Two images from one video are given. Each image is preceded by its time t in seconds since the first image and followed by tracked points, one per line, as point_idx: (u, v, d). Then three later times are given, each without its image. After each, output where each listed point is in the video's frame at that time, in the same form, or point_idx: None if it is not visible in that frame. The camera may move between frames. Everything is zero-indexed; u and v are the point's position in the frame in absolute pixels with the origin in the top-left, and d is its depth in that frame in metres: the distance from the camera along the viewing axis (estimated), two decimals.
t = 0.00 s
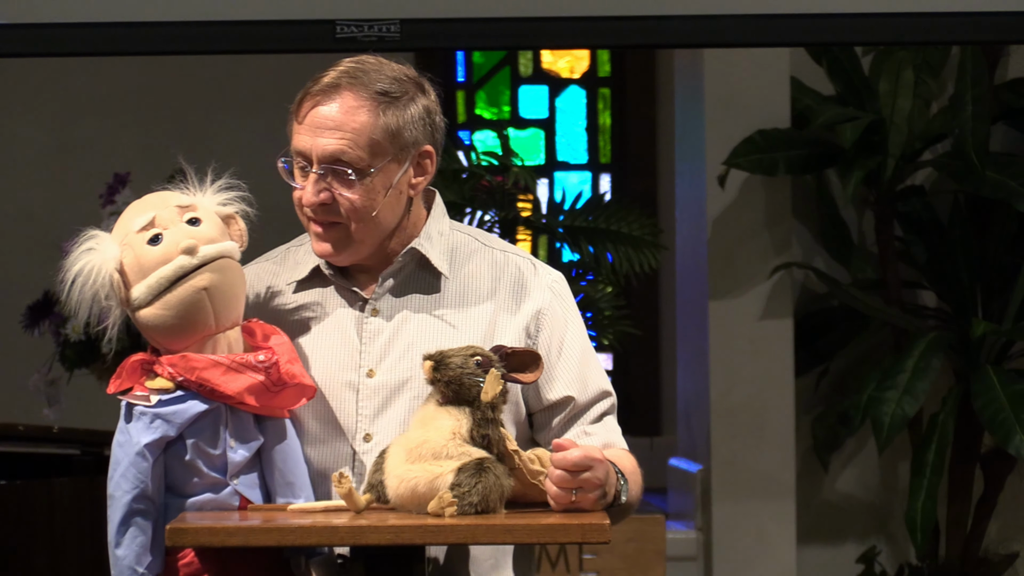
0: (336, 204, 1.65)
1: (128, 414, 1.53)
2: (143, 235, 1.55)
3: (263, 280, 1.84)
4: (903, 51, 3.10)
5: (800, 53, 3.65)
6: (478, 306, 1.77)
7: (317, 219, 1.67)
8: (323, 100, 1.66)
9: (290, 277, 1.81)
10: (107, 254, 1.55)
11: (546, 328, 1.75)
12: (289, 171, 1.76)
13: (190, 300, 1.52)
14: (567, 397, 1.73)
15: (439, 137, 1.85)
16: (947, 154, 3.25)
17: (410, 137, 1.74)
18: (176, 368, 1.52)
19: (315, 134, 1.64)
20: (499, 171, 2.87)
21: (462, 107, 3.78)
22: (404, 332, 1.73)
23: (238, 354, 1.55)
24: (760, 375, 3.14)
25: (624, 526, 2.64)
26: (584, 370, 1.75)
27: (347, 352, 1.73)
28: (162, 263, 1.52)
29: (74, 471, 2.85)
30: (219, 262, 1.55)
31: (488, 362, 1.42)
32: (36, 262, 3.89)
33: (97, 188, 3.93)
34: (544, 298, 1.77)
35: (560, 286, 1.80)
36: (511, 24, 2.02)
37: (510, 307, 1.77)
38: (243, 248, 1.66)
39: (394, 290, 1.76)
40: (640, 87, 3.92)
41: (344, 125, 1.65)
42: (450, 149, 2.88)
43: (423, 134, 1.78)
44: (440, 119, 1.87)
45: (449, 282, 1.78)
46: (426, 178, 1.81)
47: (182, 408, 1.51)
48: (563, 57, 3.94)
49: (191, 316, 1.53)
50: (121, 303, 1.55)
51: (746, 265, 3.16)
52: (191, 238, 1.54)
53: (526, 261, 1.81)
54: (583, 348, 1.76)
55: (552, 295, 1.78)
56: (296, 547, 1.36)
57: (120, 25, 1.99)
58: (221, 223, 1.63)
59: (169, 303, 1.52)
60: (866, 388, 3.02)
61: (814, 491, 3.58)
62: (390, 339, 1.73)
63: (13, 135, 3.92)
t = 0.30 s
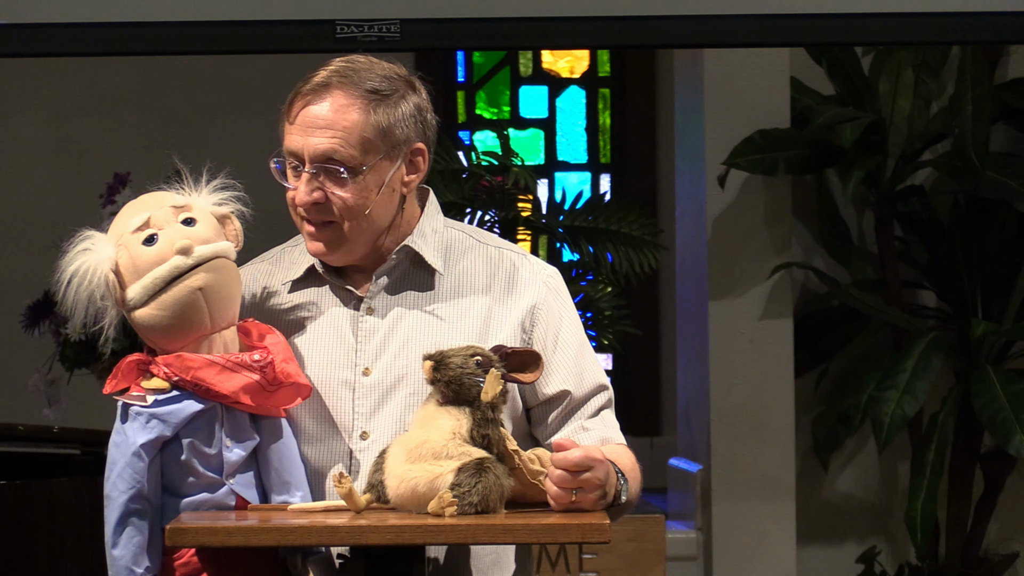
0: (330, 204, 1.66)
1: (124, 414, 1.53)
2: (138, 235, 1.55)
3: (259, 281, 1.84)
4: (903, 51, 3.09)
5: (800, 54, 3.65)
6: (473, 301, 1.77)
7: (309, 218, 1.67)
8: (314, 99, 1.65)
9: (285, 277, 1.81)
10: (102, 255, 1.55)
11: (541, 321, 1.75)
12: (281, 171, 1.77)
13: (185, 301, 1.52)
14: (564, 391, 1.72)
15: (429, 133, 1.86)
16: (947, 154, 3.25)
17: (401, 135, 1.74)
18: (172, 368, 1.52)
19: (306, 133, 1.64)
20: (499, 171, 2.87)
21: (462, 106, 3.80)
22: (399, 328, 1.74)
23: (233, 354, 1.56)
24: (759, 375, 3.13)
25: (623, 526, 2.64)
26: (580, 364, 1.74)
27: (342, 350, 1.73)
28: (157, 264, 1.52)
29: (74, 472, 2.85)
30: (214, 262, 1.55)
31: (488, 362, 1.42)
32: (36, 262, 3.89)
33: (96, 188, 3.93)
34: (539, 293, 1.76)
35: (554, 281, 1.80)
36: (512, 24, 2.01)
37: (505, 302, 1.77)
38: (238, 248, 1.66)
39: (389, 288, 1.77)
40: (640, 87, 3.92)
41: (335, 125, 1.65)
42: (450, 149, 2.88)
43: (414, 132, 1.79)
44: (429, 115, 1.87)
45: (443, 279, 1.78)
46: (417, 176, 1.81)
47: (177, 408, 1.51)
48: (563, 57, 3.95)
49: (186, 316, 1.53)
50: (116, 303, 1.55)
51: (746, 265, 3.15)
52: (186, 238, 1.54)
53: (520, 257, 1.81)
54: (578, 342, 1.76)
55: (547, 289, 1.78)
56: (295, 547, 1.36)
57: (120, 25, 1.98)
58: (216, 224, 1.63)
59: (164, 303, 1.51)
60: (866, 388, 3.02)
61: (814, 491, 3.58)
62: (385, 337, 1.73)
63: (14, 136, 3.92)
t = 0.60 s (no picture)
0: (340, 202, 1.66)
1: (136, 413, 1.53)
2: (152, 235, 1.55)
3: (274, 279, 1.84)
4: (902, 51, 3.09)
5: (800, 54, 3.65)
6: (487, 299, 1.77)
7: (321, 216, 1.67)
8: (324, 98, 1.67)
9: (300, 276, 1.81)
10: (117, 254, 1.55)
11: (555, 319, 1.74)
12: (293, 169, 1.76)
13: (198, 301, 1.52)
14: (577, 389, 1.72)
15: (442, 131, 1.86)
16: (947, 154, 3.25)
17: (411, 132, 1.74)
18: (183, 367, 1.53)
19: (316, 131, 1.64)
20: (499, 171, 2.87)
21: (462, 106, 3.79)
22: (413, 326, 1.74)
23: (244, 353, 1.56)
24: (760, 375, 3.13)
25: (623, 526, 2.64)
26: (595, 362, 1.74)
27: (356, 347, 1.73)
28: (171, 264, 1.52)
29: (74, 471, 2.85)
30: (227, 263, 1.55)
31: (488, 362, 1.42)
32: (36, 262, 3.89)
33: (96, 188, 3.93)
34: (553, 290, 1.76)
35: (570, 279, 1.80)
36: (512, 23, 2.01)
37: (519, 299, 1.76)
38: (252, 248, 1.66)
39: (402, 285, 1.77)
40: (640, 87, 3.92)
41: (344, 122, 1.65)
42: (450, 149, 2.88)
43: (424, 129, 1.78)
44: (441, 113, 1.87)
45: (457, 276, 1.78)
46: (429, 173, 1.81)
47: (188, 407, 1.51)
48: (563, 57, 3.95)
49: (198, 315, 1.53)
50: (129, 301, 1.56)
51: (746, 265, 3.16)
52: (199, 239, 1.54)
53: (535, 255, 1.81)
54: (593, 340, 1.76)
55: (561, 287, 1.77)
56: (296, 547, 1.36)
57: (120, 25, 1.98)
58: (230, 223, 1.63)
59: (176, 303, 1.51)
60: (866, 388, 3.02)
61: (814, 491, 3.58)
62: (399, 334, 1.73)
63: (13, 136, 3.92)
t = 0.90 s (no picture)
0: (365, 199, 1.68)
1: (156, 408, 1.56)
2: (193, 241, 1.53)
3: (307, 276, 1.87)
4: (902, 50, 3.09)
5: (800, 53, 3.65)
6: (518, 300, 1.76)
7: (348, 213, 1.70)
8: (355, 95, 1.69)
9: (333, 272, 1.84)
10: (154, 257, 1.50)
11: (587, 324, 1.74)
12: (322, 166, 1.76)
13: (236, 304, 1.56)
14: (605, 395, 1.72)
15: (475, 133, 1.86)
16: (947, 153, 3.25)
17: (440, 132, 1.75)
18: (204, 362, 1.56)
19: (344, 128, 1.67)
20: (499, 171, 2.89)
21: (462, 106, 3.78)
22: (442, 323, 1.74)
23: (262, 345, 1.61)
24: (760, 375, 3.13)
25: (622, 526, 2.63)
26: (625, 369, 1.73)
27: (385, 344, 1.73)
28: (215, 272, 1.53)
29: (73, 471, 2.85)
30: (261, 266, 1.60)
31: (488, 362, 1.42)
32: (36, 262, 3.89)
33: (96, 188, 3.93)
34: (586, 295, 1.76)
35: (603, 285, 1.79)
36: (511, 23, 2.01)
37: (551, 302, 1.76)
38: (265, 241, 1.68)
39: (432, 284, 1.77)
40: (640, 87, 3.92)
41: (372, 120, 1.68)
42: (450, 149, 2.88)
43: (455, 130, 1.79)
44: (475, 115, 1.87)
45: (488, 277, 1.78)
46: (460, 174, 1.81)
47: (209, 400, 1.55)
48: (563, 57, 3.95)
49: (235, 315, 1.57)
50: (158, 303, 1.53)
51: (746, 265, 3.16)
52: (240, 245, 1.57)
53: (571, 259, 1.81)
54: (624, 346, 1.75)
55: (594, 292, 1.77)
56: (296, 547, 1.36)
57: (120, 25, 1.99)
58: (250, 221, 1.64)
59: (218, 307, 1.55)
60: (866, 388, 3.02)
61: (814, 491, 3.58)
62: (428, 332, 1.73)
63: (13, 135, 3.92)
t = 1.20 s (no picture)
0: (387, 193, 1.69)
1: (176, 378, 1.62)
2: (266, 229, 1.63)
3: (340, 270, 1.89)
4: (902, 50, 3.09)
5: (800, 54, 3.65)
6: (543, 296, 1.73)
7: (372, 206, 1.71)
8: (383, 89, 1.71)
9: (365, 262, 1.87)
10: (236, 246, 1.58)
11: (610, 322, 1.70)
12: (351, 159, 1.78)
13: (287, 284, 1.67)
14: (620, 393, 1.66)
15: (504, 133, 1.84)
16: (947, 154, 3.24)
17: (463, 130, 1.74)
18: (221, 334, 1.61)
19: (368, 122, 1.69)
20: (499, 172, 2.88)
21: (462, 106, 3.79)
22: (465, 316, 1.72)
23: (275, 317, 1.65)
24: (760, 375, 3.13)
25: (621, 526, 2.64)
26: (644, 366, 1.67)
27: (408, 335, 1.74)
28: (281, 259, 1.65)
29: (73, 471, 2.85)
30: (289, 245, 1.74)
31: (487, 362, 1.42)
32: (36, 262, 3.89)
33: (96, 188, 3.93)
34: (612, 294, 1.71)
35: (634, 286, 1.74)
36: (511, 24, 2.01)
37: (576, 299, 1.72)
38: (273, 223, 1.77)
39: (458, 277, 1.76)
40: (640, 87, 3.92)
41: (395, 114, 1.69)
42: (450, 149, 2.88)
43: (479, 128, 1.77)
44: (505, 113, 1.86)
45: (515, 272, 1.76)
46: (484, 173, 1.80)
47: (228, 368, 1.60)
48: (563, 57, 3.96)
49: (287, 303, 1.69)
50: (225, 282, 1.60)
51: (746, 265, 3.16)
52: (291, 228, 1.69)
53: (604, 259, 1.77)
54: (647, 343, 1.69)
55: (622, 293, 1.73)
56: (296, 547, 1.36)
57: (120, 24, 1.98)
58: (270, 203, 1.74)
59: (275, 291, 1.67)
60: (866, 388, 3.02)
61: (814, 491, 3.58)
62: (449, 323, 1.72)
63: (13, 135, 3.92)
